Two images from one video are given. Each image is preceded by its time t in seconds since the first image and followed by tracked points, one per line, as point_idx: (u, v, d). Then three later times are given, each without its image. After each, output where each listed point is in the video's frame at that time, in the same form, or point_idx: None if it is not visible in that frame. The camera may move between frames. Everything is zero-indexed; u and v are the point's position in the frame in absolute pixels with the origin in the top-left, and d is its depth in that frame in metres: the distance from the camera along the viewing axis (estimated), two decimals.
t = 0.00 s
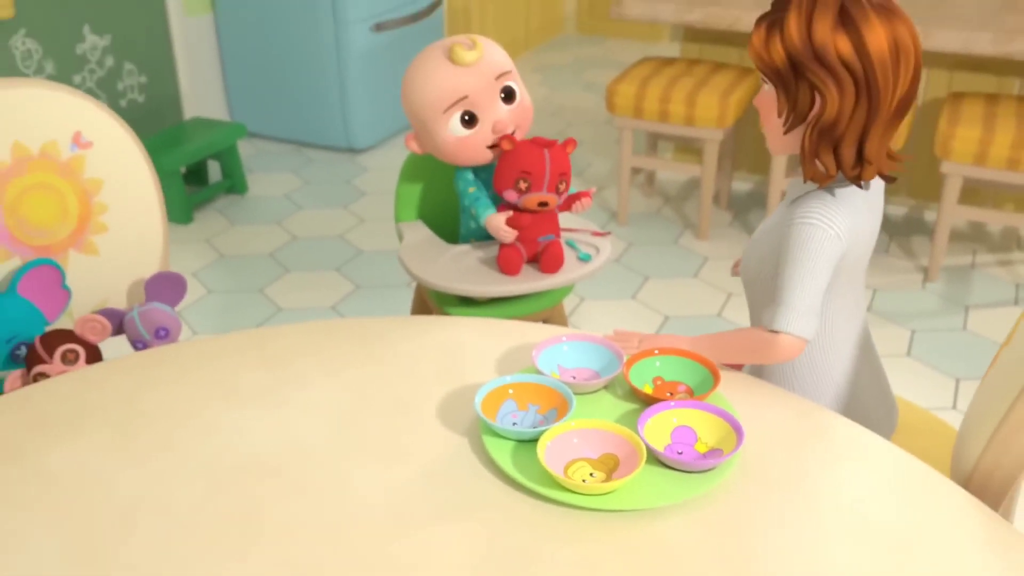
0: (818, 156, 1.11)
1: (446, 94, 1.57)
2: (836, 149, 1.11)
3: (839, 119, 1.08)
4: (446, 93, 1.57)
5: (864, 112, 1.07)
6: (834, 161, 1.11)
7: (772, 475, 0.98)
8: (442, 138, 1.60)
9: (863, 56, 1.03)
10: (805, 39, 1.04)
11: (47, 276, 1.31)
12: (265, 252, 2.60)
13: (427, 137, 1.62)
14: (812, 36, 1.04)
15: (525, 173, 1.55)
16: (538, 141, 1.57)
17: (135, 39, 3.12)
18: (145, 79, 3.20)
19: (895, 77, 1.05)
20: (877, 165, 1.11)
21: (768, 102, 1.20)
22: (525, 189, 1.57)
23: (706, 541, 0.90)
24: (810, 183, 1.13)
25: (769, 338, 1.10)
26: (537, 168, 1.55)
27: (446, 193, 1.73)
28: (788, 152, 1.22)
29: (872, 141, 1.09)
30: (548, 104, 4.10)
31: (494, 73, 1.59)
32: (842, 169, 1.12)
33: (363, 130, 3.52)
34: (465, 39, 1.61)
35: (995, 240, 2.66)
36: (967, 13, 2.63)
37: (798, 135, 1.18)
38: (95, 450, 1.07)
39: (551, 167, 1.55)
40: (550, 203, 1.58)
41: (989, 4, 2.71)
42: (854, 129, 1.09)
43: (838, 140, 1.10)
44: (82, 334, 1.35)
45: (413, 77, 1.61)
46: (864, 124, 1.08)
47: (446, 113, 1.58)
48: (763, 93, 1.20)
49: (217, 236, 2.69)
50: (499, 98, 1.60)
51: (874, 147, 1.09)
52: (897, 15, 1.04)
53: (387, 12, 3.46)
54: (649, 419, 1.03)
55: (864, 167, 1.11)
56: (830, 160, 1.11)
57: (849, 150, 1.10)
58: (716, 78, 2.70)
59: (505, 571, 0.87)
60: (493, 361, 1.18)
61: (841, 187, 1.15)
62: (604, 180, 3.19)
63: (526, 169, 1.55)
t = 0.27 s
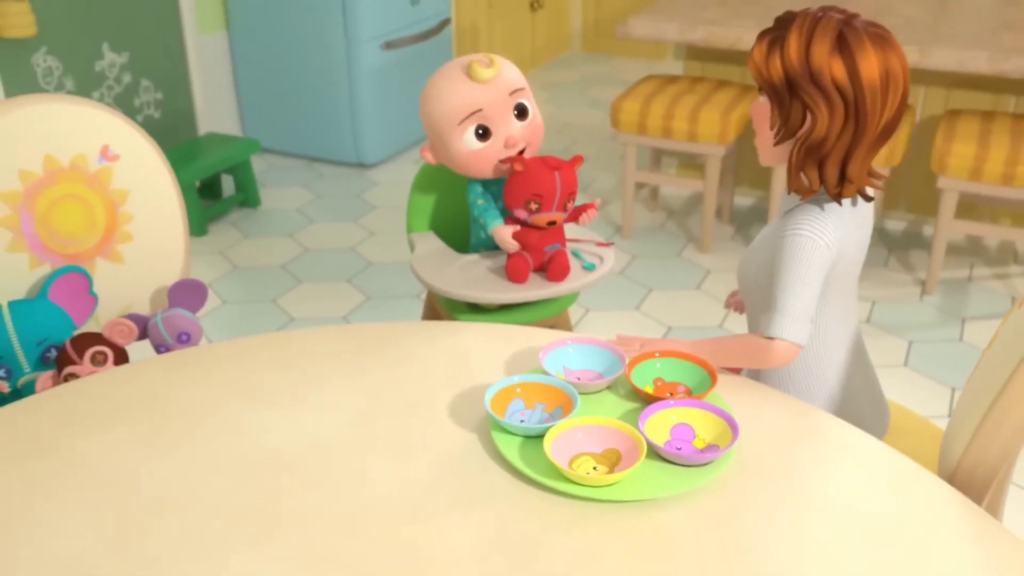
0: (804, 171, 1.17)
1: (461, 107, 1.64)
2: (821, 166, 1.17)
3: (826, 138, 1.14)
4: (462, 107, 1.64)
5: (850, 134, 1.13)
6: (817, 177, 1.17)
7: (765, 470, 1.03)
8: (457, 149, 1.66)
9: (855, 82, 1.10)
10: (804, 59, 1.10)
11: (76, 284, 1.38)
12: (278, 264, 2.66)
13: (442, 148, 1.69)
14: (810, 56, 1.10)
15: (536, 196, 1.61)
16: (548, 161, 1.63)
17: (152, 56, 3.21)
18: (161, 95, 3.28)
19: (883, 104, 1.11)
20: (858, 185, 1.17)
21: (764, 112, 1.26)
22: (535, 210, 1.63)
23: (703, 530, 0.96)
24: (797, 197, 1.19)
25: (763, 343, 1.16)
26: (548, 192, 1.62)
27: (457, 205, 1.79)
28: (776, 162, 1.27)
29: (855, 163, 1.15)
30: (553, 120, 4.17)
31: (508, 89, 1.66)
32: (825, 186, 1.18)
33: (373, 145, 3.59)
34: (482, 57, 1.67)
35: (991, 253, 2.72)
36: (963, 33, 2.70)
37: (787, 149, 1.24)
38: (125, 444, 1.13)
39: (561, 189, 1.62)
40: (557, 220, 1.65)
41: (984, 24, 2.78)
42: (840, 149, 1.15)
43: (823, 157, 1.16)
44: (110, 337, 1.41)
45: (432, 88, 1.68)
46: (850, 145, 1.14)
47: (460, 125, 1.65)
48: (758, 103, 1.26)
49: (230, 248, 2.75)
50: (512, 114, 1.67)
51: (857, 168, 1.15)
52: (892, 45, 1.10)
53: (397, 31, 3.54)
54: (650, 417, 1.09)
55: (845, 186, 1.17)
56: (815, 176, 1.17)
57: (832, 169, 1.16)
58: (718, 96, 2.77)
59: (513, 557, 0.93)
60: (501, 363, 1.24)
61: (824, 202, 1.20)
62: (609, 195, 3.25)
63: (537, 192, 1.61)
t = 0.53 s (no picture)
0: (798, 178, 1.22)
1: (471, 116, 1.69)
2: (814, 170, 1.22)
3: (813, 144, 1.19)
4: (473, 115, 1.69)
5: (835, 137, 1.18)
6: (812, 183, 1.22)
7: (760, 464, 1.08)
8: (467, 157, 1.71)
9: (831, 88, 1.15)
10: (779, 74, 1.16)
11: (98, 288, 1.44)
12: (287, 272, 2.72)
13: (453, 155, 1.74)
14: (784, 70, 1.16)
15: (534, 214, 1.69)
16: (548, 182, 1.70)
17: (163, 69, 3.29)
18: (173, 107, 3.37)
19: (860, 104, 1.16)
20: (851, 184, 1.22)
21: (754, 133, 1.31)
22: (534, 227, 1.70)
23: (700, 521, 1.01)
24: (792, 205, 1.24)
25: (760, 346, 1.21)
26: (547, 211, 1.69)
27: (465, 213, 1.85)
28: (772, 176, 1.32)
29: (845, 162, 1.20)
30: (557, 132, 4.23)
31: (518, 100, 1.71)
32: (820, 189, 1.23)
33: (380, 156, 3.64)
34: (495, 70, 1.73)
35: (988, 263, 2.76)
36: (960, 47, 2.75)
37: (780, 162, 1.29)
38: (147, 439, 1.18)
39: (559, 208, 1.69)
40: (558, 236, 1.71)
41: (980, 39, 2.84)
42: (829, 152, 1.20)
43: (814, 162, 1.21)
44: (131, 338, 1.46)
45: (445, 99, 1.74)
46: (837, 147, 1.19)
47: (470, 133, 1.70)
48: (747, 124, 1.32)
49: (240, 257, 2.81)
50: (521, 124, 1.72)
51: (848, 168, 1.20)
52: (859, 49, 1.16)
53: (405, 44, 3.61)
54: (650, 414, 1.15)
55: (840, 186, 1.22)
56: (809, 181, 1.22)
57: (825, 170, 1.21)
58: (719, 108, 2.83)
59: (519, 544, 0.98)
60: (508, 363, 1.29)
61: (819, 205, 1.26)
62: (612, 206, 3.30)
63: (535, 210, 1.68)
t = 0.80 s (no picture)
0: (791, 181, 1.28)
1: (480, 124, 1.75)
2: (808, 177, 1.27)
3: (813, 150, 1.24)
4: (481, 124, 1.75)
5: (834, 147, 1.24)
6: (805, 188, 1.27)
7: (753, 457, 1.13)
8: (476, 165, 1.77)
9: (837, 100, 1.20)
10: (791, 79, 1.21)
11: (116, 290, 1.50)
12: (295, 279, 2.77)
13: (462, 163, 1.80)
14: (796, 77, 1.20)
15: (529, 218, 1.76)
16: (540, 186, 1.76)
17: (173, 81, 3.36)
18: (182, 117, 3.44)
19: (864, 119, 1.22)
20: (842, 194, 1.27)
21: (755, 131, 1.36)
22: (532, 231, 1.77)
23: (696, 511, 1.05)
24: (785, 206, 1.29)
25: (753, 338, 1.25)
26: (540, 215, 1.75)
27: (470, 220, 1.90)
28: (768, 172, 1.37)
29: (840, 173, 1.25)
30: (560, 143, 4.28)
31: (524, 110, 1.77)
32: (812, 196, 1.28)
33: (386, 166, 3.70)
34: (503, 82, 1.78)
35: (983, 271, 2.81)
36: (956, 59, 2.81)
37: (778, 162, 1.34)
38: (167, 434, 1.23)
39: (553, 211, 1.76)
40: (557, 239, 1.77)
41: (975, 52, 2.89)
42: (826, 161, 1.25)
43: (811, 168, 1.26)
44: (150, 339, 1.51)
45: (455, 109, 1.80)
46: (835, 156, 1.24)
47: (479, 141, 1.76)
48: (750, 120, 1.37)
49: (249, 264, 2.86)
50: (527, 134, 1.78)
51: (841, 179, 1.25)
52: (871, 66, 1.21)
53: (411, 56, 3.67)
54: (650, 410, 1.20)
55: (831, 196, 1.27)
56: (802, 186, 1.27)
57: (819, 179, 1.26)
58: (719, 119, 2.88)
59: (524, 532, 1.03)
60: (513, 363, 1.34)
61: (812, 209, 1.31)
62: (614, 215, 3.36)
63: (530, 215, 1.75)
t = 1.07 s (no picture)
0: (778, 195, 1.33)
1: (483, 136, 1.82)
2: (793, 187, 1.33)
3: (791, 162, 1.31)
4: (483, 136, 1.82)
5: (811, 155, 1.30)
6: (791, 198, 1.33)
7: (746, 451, 1.19)
8: (480, 175, 1.83)
9: (804, 110, 1.27)
10: (757, 98, 1.28)
11: (135, 292, 1.55)
12: (303, 285, 2.83)
13: (467, 175, 1.86)
14: (762, 96, 1.28)
15: (528, 221, 1.83)
16: (537, 190, 1.84)
17: (184, 93, 3.43)
18: (193, 128, 3.50)
19: (833, 126, 1.29)
20: (827, 198, 1.33)
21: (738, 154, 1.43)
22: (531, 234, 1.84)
23: (691, 500, 1.11)
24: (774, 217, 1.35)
25: (749, 349, 1.31)
26: (538, 217, 1.83)
27: (474, 227, 1.97)
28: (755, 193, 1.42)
29: (821, 179, 1.31)
30: (563, 154, 4.35)
31: (525, 121, 1.84)
32: (799, 204, 1.34)
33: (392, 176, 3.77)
34: (504, 96, 1.86)
35: (977, 278, 2.87)
36: (949, 71, 2.87)
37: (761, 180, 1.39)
38: (188, 428, 1.29)
39: (549, 213, 1.84)
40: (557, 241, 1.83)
41: (968, 64, 2.96)
42: (805, 169, 1.31)
43: (793, 178, 1.32)
44: (169, 339, 1.58)
45: (457, 123, 1.86)
46: (813, 165, 1.31)
47: (483, 152, 1.82)
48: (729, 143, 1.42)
49: (258, 272, 2.93)
50: (529, 144, 1.84)
51: (824, 184, 1.31)
52: (832, 76, 1.28)
53: (416, 69, 3.75)
54: (648, 406, 1.26)
55: (817, 201, 1.33)
56: (789, 197, 1.33)
57: (803, 186, 1.32)
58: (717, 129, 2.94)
59: (529, 519, 1.09)
60: (517, 362, 1.40)
61: (799, 218, 1.37)
62: (615, 224, 3.42)
63: (529, 217, 1.83)
